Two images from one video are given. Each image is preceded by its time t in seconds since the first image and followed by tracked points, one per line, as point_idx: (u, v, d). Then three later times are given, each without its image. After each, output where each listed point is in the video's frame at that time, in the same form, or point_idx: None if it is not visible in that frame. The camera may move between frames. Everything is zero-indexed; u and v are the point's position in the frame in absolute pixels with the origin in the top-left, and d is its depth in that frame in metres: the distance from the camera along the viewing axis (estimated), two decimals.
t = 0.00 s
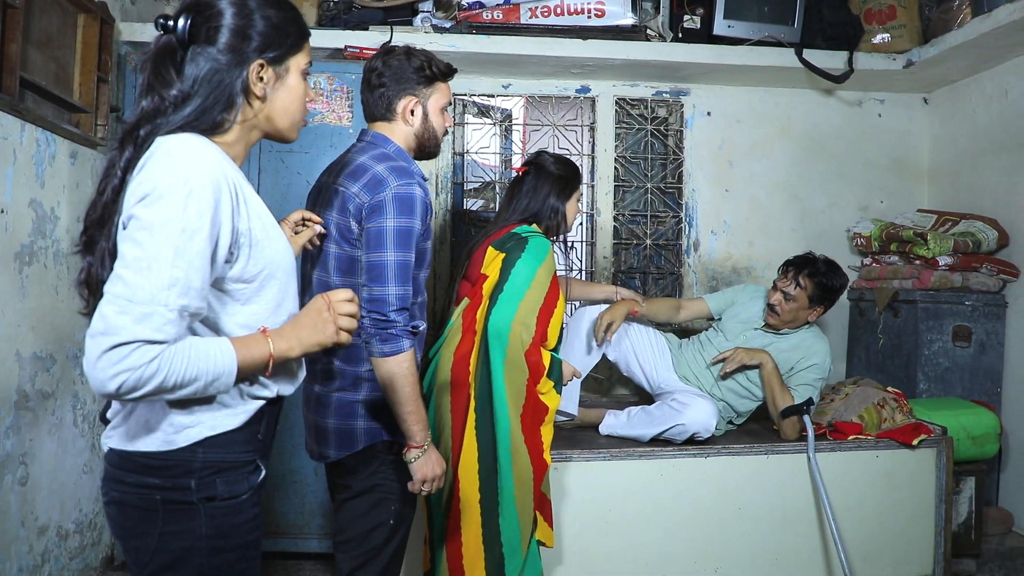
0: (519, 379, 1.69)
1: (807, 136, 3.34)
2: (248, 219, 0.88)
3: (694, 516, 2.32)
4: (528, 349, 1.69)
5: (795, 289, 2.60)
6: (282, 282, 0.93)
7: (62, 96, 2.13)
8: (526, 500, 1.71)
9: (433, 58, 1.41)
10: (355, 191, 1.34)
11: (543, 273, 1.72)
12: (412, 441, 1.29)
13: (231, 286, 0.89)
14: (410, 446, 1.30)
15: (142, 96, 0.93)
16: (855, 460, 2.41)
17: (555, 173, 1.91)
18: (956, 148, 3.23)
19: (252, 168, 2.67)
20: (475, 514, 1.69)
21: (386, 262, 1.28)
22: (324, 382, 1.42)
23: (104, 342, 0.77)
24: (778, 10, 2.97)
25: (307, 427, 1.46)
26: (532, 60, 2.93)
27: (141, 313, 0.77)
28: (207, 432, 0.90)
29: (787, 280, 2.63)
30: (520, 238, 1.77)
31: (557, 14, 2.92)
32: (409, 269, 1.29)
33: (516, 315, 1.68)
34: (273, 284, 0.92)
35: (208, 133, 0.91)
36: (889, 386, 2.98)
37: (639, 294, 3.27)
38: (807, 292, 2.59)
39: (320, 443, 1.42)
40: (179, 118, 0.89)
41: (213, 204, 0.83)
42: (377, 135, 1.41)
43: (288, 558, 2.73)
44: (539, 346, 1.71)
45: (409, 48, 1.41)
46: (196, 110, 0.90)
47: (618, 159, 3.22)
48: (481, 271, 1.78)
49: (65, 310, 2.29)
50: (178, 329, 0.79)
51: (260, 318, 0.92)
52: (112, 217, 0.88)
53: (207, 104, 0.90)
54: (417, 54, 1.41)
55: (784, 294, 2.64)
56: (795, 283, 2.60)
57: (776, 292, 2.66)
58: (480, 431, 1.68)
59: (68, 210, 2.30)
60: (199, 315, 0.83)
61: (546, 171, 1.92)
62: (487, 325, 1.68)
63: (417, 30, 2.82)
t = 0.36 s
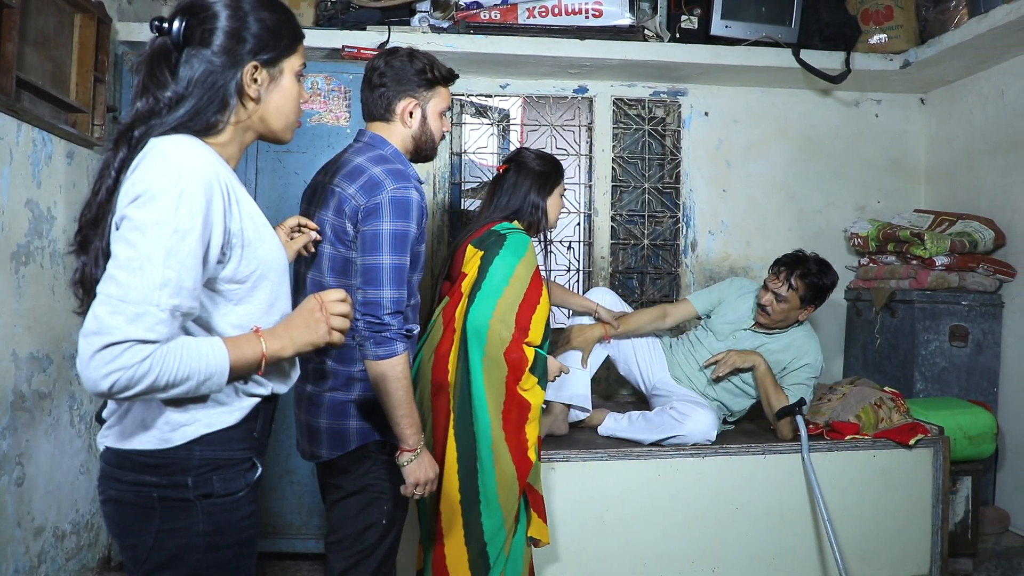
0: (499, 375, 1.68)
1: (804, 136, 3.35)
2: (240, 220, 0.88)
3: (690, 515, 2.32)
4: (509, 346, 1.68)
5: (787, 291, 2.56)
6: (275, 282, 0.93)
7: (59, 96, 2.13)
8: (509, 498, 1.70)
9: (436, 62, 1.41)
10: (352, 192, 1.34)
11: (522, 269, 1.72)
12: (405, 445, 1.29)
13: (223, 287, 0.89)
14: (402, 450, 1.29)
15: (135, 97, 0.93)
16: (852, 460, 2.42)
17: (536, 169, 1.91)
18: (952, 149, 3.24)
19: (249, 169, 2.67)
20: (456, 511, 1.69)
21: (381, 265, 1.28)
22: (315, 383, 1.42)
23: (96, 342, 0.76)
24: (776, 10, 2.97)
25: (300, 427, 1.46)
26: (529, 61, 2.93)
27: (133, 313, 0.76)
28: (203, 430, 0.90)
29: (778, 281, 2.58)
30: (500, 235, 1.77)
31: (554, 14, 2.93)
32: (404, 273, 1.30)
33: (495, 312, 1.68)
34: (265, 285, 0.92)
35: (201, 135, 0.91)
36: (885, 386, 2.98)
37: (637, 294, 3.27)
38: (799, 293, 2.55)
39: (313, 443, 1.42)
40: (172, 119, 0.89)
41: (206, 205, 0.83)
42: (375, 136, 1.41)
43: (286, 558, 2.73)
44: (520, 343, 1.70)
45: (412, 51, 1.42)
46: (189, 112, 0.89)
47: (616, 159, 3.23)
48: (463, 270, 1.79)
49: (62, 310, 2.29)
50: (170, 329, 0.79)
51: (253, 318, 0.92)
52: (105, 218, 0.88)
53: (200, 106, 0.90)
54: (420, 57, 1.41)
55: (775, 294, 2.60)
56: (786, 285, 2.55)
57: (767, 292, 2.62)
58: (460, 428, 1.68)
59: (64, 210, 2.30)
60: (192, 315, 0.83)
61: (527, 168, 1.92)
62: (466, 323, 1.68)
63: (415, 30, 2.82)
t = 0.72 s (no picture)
0: (484, 379, 1.68)
1: (803, 136, 3.35)
2: (237, 223, 0.88)
3: (689, 515, 2.33)
4: (496, 349, 1.68)
5: (783, 294, 2.56)
6: (270, 285, 0.93)
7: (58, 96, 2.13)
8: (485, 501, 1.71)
9: (438, 63, 1.41)
10: (352, 194, 1.33)
11: (511, 272, 1.71)
12: (405, 449, 1.29)
13: (219, 290, 0.89)
14: (403, 455, 1.30)
15: (134, 99, 0.92)
16: (850, 460, 2.42)
17: (531, 169, 1.91)
18: (951, 149, 3.24)
19: (248, 169, 2.66)
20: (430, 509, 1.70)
21: (382, 269, 1.28)
22: (312, 386, 1.42)
23: (91, 344, 0.76)
24: (775, 11, 2.98)
25: (298, 428, 1.46)
26: (529, 61, 2.94)
27: (128, 316, 0.76)
28: (202, 429, 0.90)
29: (774, 284, 2.58)
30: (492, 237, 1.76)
31: (553, 15, 2.92)
32: (405, 277, 1.30)
33: (482, 315, 1.67)
34: (261, 288, 0.92)
35: (200, 138, 0.91)
36: (884, 386, 2.98)
37: (636, 294, 3.27)
38: (794, 296, 2.55)
39: (310, 446, 1.42)
40: (171, 122, 0.89)
41: (202, 209, 0.83)
42: (374, 137, 1.41)
43: (285, 559, 2.72)
44: (508, 347, 1.69)
45: (415, 50, 1.42)
46: (187, 114, 0.89)
47: (615, 160, 3.23)
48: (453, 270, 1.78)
49: (61, 311, 2.29)
50: (165, 332, 0.79)
51: (249, 321, 0.92)
52: (102, 219, 0.88)
53: (200, 108, 0.90)
54: (422, 57, 1.41)
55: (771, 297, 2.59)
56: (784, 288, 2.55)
57: (762, 295, 2.62)
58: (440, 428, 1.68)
59: (63, 210, 2.30)
60: (187, 318, 0.83)
61: (522, 167, 1.92)
62: (453, 324, 1.68)
63: (414, 31, 2.82)
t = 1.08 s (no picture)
0: (478, 381, 1.68)
1: (802, 137, 3.35)
2: (237, 227, 0.88)
3: (689, 517, 2.32)
4: (489, 351, 1.67)
5: (792, 293, 2.56)
6: (271, 289, 0.93)
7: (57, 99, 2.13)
8: (481, 502, 1.71)
9: (449, 69, 1.42)
10: (360, 199, 1.33)
11: (504, 274, 1.70)
12: (406, 458, 1.29)
13: (219, 293, 0.89)
14: (403, 463, 1.30)
15: (135, 102, 0.92)
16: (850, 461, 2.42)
17: (527, 171, 1.91)
18: (950, 150, 3.24)
19: (248, 171, 2.66)
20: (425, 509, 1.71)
21: (389, 276, 1.28)
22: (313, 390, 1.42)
23: (91, 348, 0.76)
24: (775, 13, 2.99)
25: (298, 431, 1.45)
26: (528, 63, 2.94)
27: (128, 320, 0.76)
28: (203, 431, 0.90)
29: (783, 283, 2.57)
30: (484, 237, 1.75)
31: (552, 16, 2.89)
32: (411, 284, 1.30)
33: (475, 317, 1.66)
34: (261, 291, 0.92)
35: (201, 140, 0.91)
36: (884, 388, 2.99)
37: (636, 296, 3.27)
38: (803, 295, 2.55)
39: (311, 451, 1.42)
40: (172, 125, 0.89)
41: (203, 212, 0.83)
42: (380, 139, 1.41)
43: (285, 561, 2.72)
44: (501, 349, 1.68)
45: (427, 54, 1.42)
46: (188, 117, 0.89)
47: (614, 161, 3.23)
48: (445, 271, 1.78)
49: (60, 313, 2.29)
50: (165, 336, 0.79)
51: (249, 324, 0.92)
52: (103, 222, 0.88)
53: (202, 111, 0.90)
54: (434, 61, 1.41)
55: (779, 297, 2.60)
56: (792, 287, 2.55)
57: (771, 294, 2.62)
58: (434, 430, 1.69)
59: (63, 212, 2.29)
60: (187, 322, 0.83)
61: (518, 169, 1.92)
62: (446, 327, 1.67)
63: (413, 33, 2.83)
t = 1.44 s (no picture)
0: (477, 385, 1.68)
1: (804, 139, 3.35)
2: (239, 231, 0.89)
3: (692, 519, 2.32)
4: (487, 355, 1.67)
5: (795, 285, 2.55)
6: (273, 292, 0.93)
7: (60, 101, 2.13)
8: (484, 504, 1.71)
9: (462, 76, 1.43)
10: (372, 200, 1.33)
11: (500, 276, 1.69)
12: (422, 438, 1.29)
13: (222, 297, 0.89)
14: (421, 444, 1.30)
15: (139, 104, 0.93)
16: (853, 463, 2.41)
17: (526, 171, 1.91)
18: (952, 152, 3.24)
19: (250, 172, 2.67)
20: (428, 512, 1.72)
21: (395, 274, 1.28)
22: (316, 394, 1.42)
23: (94, 353, 0.76)
24: (776, 15, 3.00)
25: (301, 434, 1.46)
26: (530, 65, 2.94)
27: (131, 325, 0.76)
28: (205, 435, 0.90)
29: (785, 275, 2.57)
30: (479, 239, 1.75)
31: (554, 18, 2.90)
32: (417, 285, 1.30)
33: (472, 321, 1.66)
34: (263, 295, 0.92)
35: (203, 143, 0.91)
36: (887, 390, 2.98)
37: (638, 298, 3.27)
38: (805, 288, 2.55)
39: (314, 455, 1.42)
40: (176, 128, 0.89)
41: (205, 217, 0.83)
42: (391, 141, 1.41)
43: (288, 562, 2.72)
44: (500, 352, 1.68)
45: (442, 59, 1.42)
46: (191, 120, 0.90)
47: (616, 163, 3.23)
48: (441, 274, 1.78)
49: (63, 315, 2.29)
50: (167, 341, 0.79)
51: (252, 328, 0.92)
52: (105, 224, 0.88)
53: (206, 114, 0.90)
54: (449, 66, 1.42)
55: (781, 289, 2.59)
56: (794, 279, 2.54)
57: (773, 286, 2.61)
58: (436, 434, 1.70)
59: (65, 214, 2.30)
60: (189, 327, 0.83)
61: (517, 168, 1.92)
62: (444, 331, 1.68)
63: (414, 35, 2.83)
